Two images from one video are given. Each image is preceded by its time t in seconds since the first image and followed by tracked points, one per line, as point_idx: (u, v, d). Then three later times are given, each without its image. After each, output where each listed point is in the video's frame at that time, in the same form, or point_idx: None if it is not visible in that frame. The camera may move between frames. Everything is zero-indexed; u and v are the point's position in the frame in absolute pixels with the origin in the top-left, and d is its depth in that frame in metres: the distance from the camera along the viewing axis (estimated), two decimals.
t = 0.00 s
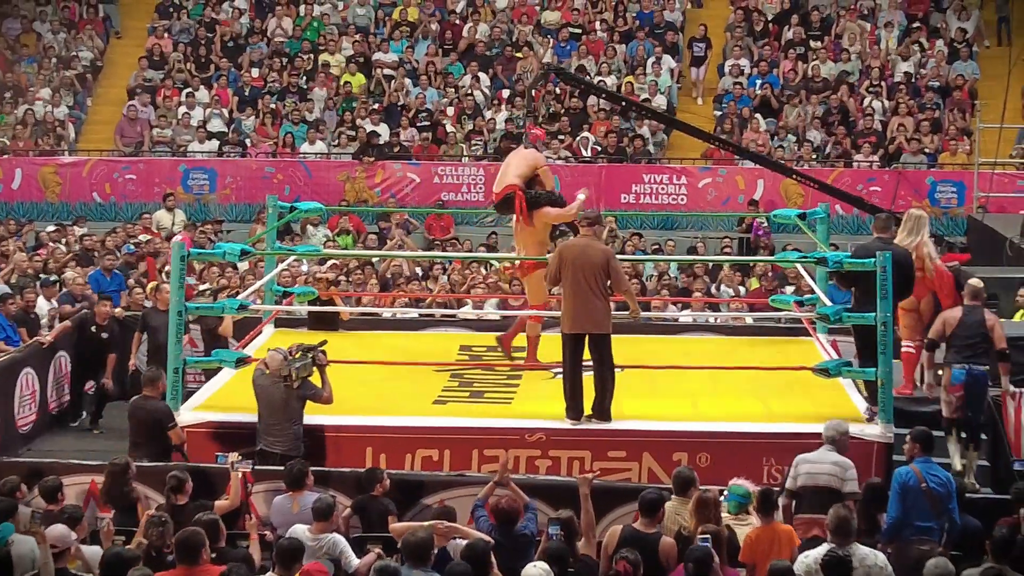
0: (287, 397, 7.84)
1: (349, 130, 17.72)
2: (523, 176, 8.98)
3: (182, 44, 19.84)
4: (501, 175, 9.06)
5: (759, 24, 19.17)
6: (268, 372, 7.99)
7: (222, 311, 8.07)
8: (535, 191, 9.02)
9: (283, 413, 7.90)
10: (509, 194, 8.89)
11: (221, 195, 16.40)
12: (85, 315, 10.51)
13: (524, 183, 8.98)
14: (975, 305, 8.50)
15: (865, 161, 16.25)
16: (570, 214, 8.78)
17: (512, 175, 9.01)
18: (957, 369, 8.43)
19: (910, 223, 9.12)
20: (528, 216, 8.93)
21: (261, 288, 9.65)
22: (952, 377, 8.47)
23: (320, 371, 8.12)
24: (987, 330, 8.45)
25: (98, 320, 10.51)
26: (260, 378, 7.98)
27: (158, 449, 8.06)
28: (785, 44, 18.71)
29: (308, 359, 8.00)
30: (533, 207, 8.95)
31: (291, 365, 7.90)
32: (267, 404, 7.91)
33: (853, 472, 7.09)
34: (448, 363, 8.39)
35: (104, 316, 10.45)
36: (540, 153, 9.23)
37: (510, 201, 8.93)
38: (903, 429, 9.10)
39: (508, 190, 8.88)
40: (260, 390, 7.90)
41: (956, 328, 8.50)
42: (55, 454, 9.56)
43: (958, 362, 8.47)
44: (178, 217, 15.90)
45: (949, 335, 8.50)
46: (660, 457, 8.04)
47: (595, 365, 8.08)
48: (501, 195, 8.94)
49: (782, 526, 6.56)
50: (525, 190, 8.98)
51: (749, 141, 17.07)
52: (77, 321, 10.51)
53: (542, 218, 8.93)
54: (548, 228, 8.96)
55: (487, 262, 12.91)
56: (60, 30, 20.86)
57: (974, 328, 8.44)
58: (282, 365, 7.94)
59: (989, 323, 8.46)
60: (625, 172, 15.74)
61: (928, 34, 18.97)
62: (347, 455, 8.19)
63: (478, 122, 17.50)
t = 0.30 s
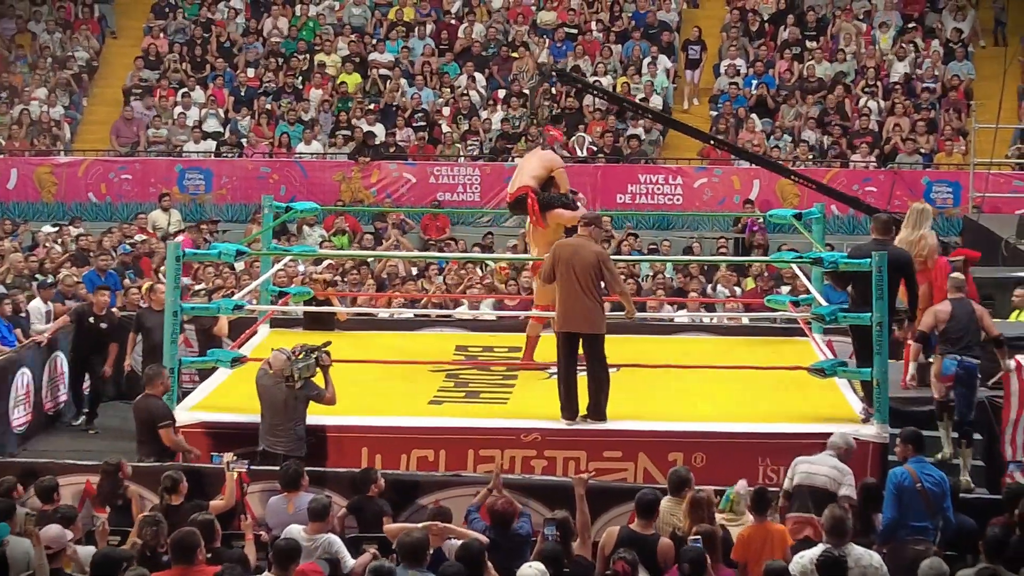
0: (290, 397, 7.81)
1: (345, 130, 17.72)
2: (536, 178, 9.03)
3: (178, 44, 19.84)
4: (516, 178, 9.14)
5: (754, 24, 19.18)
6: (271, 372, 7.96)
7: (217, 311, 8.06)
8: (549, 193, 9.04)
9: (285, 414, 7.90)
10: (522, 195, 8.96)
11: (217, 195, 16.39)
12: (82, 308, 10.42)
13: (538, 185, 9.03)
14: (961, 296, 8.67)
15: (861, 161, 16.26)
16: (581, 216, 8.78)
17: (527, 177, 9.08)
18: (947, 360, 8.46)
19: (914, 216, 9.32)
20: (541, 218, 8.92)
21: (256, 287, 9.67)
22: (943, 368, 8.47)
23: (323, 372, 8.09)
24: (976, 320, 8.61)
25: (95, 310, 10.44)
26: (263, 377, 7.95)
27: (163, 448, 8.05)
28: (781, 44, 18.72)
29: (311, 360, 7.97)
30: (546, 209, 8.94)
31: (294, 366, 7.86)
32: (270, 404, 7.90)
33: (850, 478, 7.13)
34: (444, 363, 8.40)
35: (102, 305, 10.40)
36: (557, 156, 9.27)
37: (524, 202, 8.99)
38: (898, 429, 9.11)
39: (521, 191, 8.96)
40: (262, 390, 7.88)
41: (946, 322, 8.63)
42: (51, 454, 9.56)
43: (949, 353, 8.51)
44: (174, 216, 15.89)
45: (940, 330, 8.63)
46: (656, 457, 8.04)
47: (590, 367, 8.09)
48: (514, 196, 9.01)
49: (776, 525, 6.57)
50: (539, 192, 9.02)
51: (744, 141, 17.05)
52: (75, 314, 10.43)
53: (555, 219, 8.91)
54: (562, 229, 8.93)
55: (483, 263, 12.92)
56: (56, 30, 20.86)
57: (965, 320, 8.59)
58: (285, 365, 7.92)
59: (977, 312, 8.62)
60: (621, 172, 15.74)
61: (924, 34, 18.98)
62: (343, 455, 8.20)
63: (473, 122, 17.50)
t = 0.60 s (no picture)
0: (288, 399, 7.80)
1: (340, 131, 17.71)
2: (545, 181, 9.01)
3: (173, 45, 19.84)
4: (527, 180, 9.18)
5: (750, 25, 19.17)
6: (271, 374, 7.96)
7: (212, 313, 8.06)
8: (557, 196, 9.03)
9: (285, 415, 7.87)
10: (529, 198, 9.02)
11: (211, 196, 16.38)
12: (74, 305, 10.44)
13: (547, 187, 9.02)
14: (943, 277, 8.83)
15: (856, 163, 16.26)
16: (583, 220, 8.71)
17: (537, 179, 9.07)
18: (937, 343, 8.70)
19: (921, 208, 9.28)
20: (545, 217, 8.94)
21: (251, 289, 9.53)
22: (934, 347, 8.69)
23: (324, 374, 8.07)
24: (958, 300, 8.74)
25: (86, 306, 10.47)
26: (263, 379, 7.95)
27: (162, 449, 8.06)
28: (776, 46, 18.72)
29: (310, 361, 7.96)
30: (551, 212, 8.95)
31: (293, 367, 7.85)
32: (270, 405, 7.88)
33: (851, 502, 6.86)
34: (439, 365, 8.41)
35: (93, 301, 10.41)
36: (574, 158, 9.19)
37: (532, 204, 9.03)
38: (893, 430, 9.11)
39: (529, 195, 9.00)
40: (261, 392, 7.87)
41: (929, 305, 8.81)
42: (46, 455, 9.56)
43: (939, 333, 8.73)
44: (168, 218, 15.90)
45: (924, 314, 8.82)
46: (651, 458, 8.05)
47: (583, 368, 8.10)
48: (524, 198, 9.08)
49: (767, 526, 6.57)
50: (547, 195, 9.02)
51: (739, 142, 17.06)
52: (67, 313, 10.44)
53: (564, 222, 8.89)
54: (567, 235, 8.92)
55: (477, 265, 12.92)
56: (50, 31, 20.87)
57: (948, 301, 8.73)
58: (284, 366, 7.93)
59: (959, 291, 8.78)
60: (616, 173, 15.75)
61: (919, 35, 18.97)
62: (338, 457, 8.21)
63: (468, 123, 17.50)
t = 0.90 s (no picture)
0: (281, 400, 7.81)
1: (334, 131, 17.72)
2: (550, 180, 9.18)
3: (166, 45, 19.85)
4: (535, 180, 9.33)
5: (743, 26, 19.18)
6: (264, 375, 7.97)
7: (205, 314, 8.07)
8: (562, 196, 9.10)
9: (278, 416, 7.86)
10: (536, 198, 9.17)
11: (205, 197, 16.39)
12: (63, 303, 10.45)
13: (552, 187, 9.18)
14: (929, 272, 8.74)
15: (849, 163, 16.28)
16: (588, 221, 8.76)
17: (544, 179, 9.27)
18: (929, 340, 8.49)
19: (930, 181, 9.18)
20: (550, 216, 9.03)
21: (245, 290, 9.55)
22: (926, 344, 8.51)
23: (316, 375, 8.08)
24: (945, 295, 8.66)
25: (73, 304, 10.48)
26: (256, 379, 7.96)
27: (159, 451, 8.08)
28: (769, 46, 18.73)
29: (304, 362, 7.97)
30: (555, 212, 8.99)
31: (285, 368, 7.86)
32: (263, 407, 7.88)
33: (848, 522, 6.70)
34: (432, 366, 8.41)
35: (79, 297, 10.43)
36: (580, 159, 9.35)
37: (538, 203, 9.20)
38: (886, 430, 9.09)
39: (535, 194, 9.16)
40: (255, 393, 7.89)
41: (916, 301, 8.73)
42: (40, 456, 9.56)
43: (929, 328, 8.59)
44: (162, 218, 15.92)
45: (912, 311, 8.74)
46: (644, 459, 8.05)
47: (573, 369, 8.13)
48: (531, 198, 9.24)
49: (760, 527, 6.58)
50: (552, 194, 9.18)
51: (733, 143, 17.08)
52: (55, 313, 10.43)
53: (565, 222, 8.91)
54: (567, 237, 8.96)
55: (470, 266, 12.92)
56: (43, 31, 20.87)
57: (934, 296, 8.66)
58: (277, 367, 7.94)
59: (946, 286, 8.65)
60: (609, 174, 15.75)
61: (912, 36, 18.99)
62: (333, 458, 8.22)
63: (461, 123, 17.50)
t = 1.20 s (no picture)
0: (267, 398, 7.83)
1: (323, 131, 17.72)
2: (554, 180, 9.15)
3: (155, 45, 19.85)
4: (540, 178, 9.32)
5: (732, 25, 19.19)
6: (250, 374, 7.98)
7: (192, 313, 8.06)
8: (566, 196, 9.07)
9: (264, 416, 7.89)
10: (540, 195, 9.17)
11: (193, 197, 16.40)
12: (44, 302, 10.43)
13: (556, 187, 9.14)
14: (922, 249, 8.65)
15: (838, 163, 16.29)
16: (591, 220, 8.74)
17: (547, 178, 9.24)
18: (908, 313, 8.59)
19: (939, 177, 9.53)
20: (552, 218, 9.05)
21: (233, 289, 9.54)
22: (902, 318, 8.65)
23: (303, 374, 8.08)
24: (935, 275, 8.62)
25: (56, 303, 10.45)
26: (242, 379, 7.98)
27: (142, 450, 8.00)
28: (758, 46, 18.74)
29: (290, 361, 7.98)
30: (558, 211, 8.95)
31: (271, 367, 7.87)
32: (248, 406, 7.91)
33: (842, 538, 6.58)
34: (420, 365, 8.41)
35: (61, 296, 10.40)
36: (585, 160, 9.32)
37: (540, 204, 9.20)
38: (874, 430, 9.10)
39: (539, 193, 9.14)
40: (240, 392, 7.90)
41: (906, 276, 8.64)
42: (29, 455, 9.56)
43: (910, 305, 8.62)
44: (150, 218, 15.92)
45: (899, 284, 8.64)
46: (632, 459, 8.05)
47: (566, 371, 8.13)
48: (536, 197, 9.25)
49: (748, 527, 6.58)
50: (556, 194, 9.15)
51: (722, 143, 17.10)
52: (38, 314, 10.43)
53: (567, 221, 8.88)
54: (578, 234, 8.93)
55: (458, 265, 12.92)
56: (32, 31, 20.87)
57: (925, 274, 8.60)
58: (263, 366, 7.96)
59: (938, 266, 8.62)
60: (599, 174, 15.76)
61: (901, 35, 19.00)
62: (321, 457, 8.22)
63: (450, 123, 17.52)
